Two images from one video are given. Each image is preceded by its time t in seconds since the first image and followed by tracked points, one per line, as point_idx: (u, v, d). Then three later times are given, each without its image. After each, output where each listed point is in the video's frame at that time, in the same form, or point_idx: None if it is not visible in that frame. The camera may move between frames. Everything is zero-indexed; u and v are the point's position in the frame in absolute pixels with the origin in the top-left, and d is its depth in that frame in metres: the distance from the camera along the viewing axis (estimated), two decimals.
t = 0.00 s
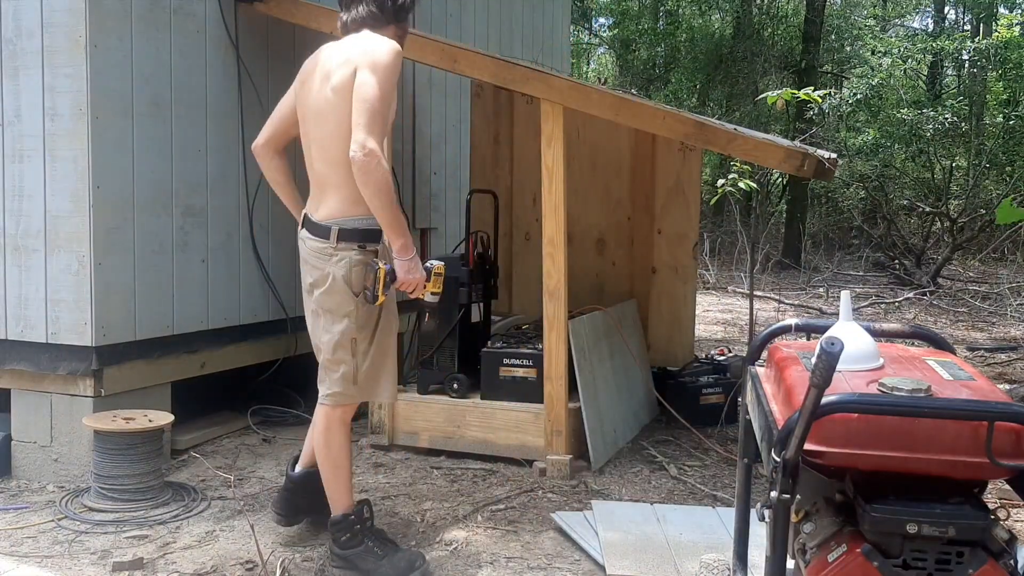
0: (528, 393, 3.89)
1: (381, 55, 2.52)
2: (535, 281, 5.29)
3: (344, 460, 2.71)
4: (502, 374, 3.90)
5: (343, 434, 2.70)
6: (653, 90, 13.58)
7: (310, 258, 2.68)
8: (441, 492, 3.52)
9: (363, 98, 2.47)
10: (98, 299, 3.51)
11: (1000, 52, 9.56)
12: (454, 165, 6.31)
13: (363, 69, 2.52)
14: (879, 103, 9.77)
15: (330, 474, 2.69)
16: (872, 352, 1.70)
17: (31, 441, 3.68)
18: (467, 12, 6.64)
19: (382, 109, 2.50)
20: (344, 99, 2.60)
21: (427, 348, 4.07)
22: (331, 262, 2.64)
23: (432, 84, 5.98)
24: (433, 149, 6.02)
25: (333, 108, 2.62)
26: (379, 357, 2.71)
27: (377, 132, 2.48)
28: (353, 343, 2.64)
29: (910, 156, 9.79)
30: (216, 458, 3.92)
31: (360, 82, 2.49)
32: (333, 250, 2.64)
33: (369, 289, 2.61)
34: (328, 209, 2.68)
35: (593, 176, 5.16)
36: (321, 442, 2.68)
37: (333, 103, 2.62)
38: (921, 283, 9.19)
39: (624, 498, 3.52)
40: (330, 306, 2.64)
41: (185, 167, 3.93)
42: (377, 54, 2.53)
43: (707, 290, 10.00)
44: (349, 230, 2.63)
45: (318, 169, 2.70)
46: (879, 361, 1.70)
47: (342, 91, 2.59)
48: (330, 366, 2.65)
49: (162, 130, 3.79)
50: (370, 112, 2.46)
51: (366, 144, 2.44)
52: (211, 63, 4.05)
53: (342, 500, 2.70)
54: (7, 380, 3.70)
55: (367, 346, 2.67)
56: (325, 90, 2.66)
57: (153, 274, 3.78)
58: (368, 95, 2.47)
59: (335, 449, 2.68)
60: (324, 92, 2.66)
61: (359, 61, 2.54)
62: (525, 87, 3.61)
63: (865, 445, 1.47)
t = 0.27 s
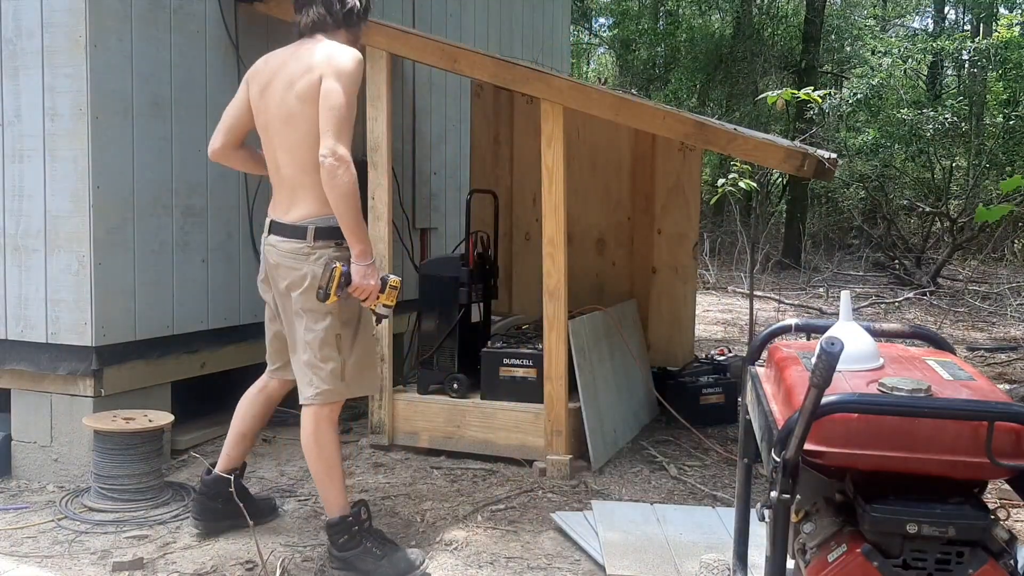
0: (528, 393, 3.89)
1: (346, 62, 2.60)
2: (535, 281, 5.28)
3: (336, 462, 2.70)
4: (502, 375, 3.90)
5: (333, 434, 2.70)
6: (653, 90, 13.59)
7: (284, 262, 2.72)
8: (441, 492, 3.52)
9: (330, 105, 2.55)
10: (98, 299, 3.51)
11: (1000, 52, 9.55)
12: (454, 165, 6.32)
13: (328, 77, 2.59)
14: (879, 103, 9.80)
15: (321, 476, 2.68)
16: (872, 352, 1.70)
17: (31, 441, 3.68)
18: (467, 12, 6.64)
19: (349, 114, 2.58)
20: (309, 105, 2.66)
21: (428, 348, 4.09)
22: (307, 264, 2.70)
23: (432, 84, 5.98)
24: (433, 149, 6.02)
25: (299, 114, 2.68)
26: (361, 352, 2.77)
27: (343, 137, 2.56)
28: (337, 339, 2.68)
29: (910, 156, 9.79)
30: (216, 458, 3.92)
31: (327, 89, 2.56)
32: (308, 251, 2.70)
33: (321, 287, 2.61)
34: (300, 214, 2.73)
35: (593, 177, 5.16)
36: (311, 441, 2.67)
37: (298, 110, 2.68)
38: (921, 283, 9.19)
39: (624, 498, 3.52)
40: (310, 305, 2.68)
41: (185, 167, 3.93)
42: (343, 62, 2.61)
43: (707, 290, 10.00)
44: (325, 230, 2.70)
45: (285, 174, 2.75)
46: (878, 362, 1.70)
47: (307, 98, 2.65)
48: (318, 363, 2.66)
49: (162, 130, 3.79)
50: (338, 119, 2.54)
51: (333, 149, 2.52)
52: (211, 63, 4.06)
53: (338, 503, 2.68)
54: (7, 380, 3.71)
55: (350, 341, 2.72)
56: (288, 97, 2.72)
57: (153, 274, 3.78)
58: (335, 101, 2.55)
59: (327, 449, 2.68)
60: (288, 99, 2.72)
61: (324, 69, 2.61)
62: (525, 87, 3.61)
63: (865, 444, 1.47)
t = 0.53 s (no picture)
0: (528, 393, 3.89)
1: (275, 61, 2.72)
2: (535, 281, 5.29)
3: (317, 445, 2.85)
4: (502, 375, 3.90)
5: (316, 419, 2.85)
6: (653, 90, 13.58)
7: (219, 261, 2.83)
8: (440, 492, 3.52)
9: (258, 103, 2.66)
10: (98, 299, 3.51)
11: (1000, 52, 9.54)
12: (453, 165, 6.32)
13: (257, 75, 2.71)
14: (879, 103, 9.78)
15: (305, 459, 2.82)
16: (872, 352, 1.70)
17: (31, 441, 3.68)
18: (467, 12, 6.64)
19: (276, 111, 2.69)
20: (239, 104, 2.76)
21: (428, 348, 4.08)
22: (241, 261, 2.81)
23: (432, 84, 5.98)
24: (433, 149, 6.03)
25: (229, 113, 2.78)
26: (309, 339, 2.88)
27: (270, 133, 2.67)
28: (280, 331, 2.79)
29: (910, 156, 9.79)
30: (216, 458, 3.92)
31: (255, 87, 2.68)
32: (239, 250, 2.81)
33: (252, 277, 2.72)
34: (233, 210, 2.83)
35: (592, 177, 5.16)
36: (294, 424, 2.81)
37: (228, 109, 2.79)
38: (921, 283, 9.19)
39: (624, 498, 3.52)
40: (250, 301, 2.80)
41: (185, 167, 3.93)
42: (271, 60, 2.72)
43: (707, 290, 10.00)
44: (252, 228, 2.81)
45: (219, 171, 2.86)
46: (879, 361, 1.70)
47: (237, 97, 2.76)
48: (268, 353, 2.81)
49: (162, 129, 3.79)
50: (263, 115, 2.66)
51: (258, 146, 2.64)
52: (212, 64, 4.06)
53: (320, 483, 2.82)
54: (7, 380, 3.71)
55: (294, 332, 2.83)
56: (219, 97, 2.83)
57: (153, 274, 3.78)
58: (261, 99, 2.67)
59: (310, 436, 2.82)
60: (219, 99, 2.83)
61: (252, 68, 2.73)
62: (524, 87, 3.61)
63: (865, 445, 1.47)
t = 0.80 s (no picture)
0: (528, 393, 3.88)
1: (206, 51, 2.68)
2: (535, 281, 5.29)
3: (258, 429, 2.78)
4: (502, 375, 3.90)
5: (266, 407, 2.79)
6: (653, 89, 13.58)
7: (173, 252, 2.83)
8: (440, 492, 3.52)
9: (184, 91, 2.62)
10: (98, 299, 3.51)
11: (1000, 52, 9.57)
12: (453, 165, 6.32)
13: (190, 66, 2.68)
14: (879, 103, 9.80)
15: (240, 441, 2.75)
16: (872, 352, 1.70)
17: (31, 441, 3.68)
18: (467, 12, 6.64)
19: (205, 99, 2.64)
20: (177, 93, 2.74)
21: (428, 348, 4.08)
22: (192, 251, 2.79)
23: (432, 84, 5.98)
24: (433, 149, 6.03)
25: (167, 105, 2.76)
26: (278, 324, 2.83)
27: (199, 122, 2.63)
28: (243, 320, 2.76)
29: (910, 156, 9.79)
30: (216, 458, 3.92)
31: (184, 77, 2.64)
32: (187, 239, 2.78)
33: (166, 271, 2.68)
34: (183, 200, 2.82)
35: (592, 177, 5.16)
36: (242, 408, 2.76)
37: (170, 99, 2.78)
38: (921, 283, 9.19)
39: (624, 498, 3.52)
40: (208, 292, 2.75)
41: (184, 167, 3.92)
42: (205, 51, 2.69)
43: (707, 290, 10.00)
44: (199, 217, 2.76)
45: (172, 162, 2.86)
46: (878, 362, 1.70)
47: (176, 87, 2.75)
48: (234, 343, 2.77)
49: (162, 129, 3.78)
50: (191, 106, 2.62)
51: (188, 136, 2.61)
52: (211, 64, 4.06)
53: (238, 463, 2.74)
54: (7, 380, 3.71)
55: (262, 317, 2.78)
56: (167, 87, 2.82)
57: (153, 274, 3.78)
58: (190, 90, 2.63)
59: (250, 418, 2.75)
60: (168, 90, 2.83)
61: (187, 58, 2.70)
62: (524, 87, 3.61)
63: (865, 445, 1.47)
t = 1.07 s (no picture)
0: (528, 393, 3.88)
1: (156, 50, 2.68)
2: (535, 281, 5.29)
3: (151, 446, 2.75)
4: (502, 375, 3.90)
5: (161, 425, 2.75)
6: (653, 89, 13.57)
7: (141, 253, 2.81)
8: (440, 492, 3.52)
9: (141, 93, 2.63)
10: (98, 299, 3.51)
11: (1000, 52, 9.55)
12: (453, 165, 6.31)
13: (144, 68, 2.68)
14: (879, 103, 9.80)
15: (133, 448, 2.73)
16: (872, 352, 1.70)
17: (31, 441, 3.68)
18: (467, 12, 6.64)
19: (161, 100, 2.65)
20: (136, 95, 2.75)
21: (428, 348, 4.08)
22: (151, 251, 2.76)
23: (432, 83, 5.98)
24: (433, 149, 6.02)
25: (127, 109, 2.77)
26: (216, 339, 2.80)
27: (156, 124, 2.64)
28: (184, 330, 2.74)
29: (910, 156, 9.79)
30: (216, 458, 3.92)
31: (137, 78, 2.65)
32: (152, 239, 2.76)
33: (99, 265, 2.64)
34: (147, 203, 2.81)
35: (592, 177, 5.16)
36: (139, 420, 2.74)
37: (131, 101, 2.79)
38: (921, 283, 9.19)
39: (624, 498, 3.52)
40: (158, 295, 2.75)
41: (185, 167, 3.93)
42: (157, 51, 2.68)
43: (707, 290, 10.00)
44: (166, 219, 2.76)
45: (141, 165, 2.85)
46: (878, 361, 1.70)
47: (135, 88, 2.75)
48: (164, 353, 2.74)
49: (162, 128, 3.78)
50: (145, 107, 2.62)
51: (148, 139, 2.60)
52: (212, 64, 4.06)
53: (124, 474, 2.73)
54: (7, 380, 3.71)
55: (200, 331, 2.77)
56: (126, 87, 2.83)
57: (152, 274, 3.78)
58: (143, 91, 2.63)
59: (150, 429, 2.73)
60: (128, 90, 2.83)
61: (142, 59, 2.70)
62: (524, 87, 3.61)
63: (865, 444, 1.47)
